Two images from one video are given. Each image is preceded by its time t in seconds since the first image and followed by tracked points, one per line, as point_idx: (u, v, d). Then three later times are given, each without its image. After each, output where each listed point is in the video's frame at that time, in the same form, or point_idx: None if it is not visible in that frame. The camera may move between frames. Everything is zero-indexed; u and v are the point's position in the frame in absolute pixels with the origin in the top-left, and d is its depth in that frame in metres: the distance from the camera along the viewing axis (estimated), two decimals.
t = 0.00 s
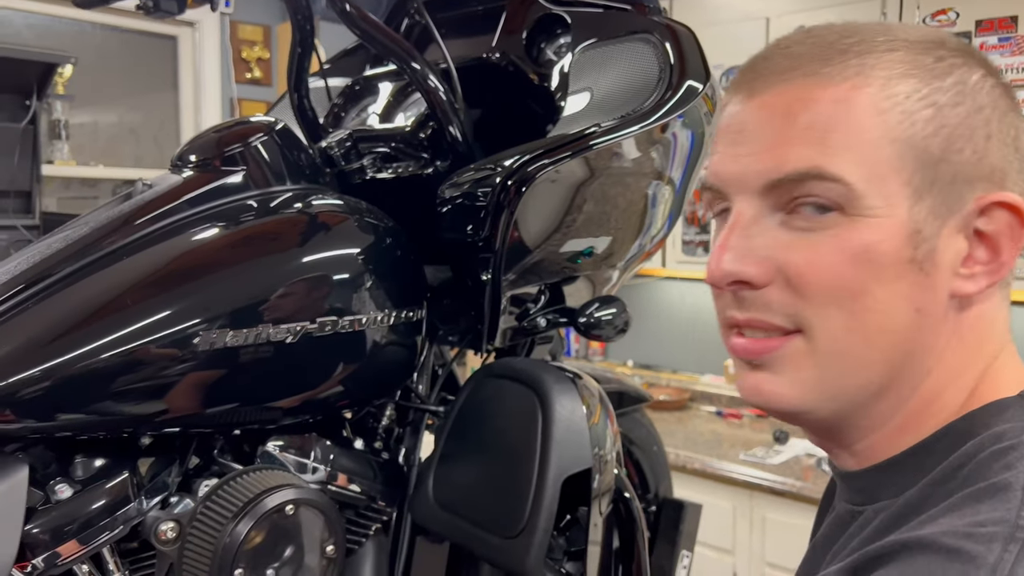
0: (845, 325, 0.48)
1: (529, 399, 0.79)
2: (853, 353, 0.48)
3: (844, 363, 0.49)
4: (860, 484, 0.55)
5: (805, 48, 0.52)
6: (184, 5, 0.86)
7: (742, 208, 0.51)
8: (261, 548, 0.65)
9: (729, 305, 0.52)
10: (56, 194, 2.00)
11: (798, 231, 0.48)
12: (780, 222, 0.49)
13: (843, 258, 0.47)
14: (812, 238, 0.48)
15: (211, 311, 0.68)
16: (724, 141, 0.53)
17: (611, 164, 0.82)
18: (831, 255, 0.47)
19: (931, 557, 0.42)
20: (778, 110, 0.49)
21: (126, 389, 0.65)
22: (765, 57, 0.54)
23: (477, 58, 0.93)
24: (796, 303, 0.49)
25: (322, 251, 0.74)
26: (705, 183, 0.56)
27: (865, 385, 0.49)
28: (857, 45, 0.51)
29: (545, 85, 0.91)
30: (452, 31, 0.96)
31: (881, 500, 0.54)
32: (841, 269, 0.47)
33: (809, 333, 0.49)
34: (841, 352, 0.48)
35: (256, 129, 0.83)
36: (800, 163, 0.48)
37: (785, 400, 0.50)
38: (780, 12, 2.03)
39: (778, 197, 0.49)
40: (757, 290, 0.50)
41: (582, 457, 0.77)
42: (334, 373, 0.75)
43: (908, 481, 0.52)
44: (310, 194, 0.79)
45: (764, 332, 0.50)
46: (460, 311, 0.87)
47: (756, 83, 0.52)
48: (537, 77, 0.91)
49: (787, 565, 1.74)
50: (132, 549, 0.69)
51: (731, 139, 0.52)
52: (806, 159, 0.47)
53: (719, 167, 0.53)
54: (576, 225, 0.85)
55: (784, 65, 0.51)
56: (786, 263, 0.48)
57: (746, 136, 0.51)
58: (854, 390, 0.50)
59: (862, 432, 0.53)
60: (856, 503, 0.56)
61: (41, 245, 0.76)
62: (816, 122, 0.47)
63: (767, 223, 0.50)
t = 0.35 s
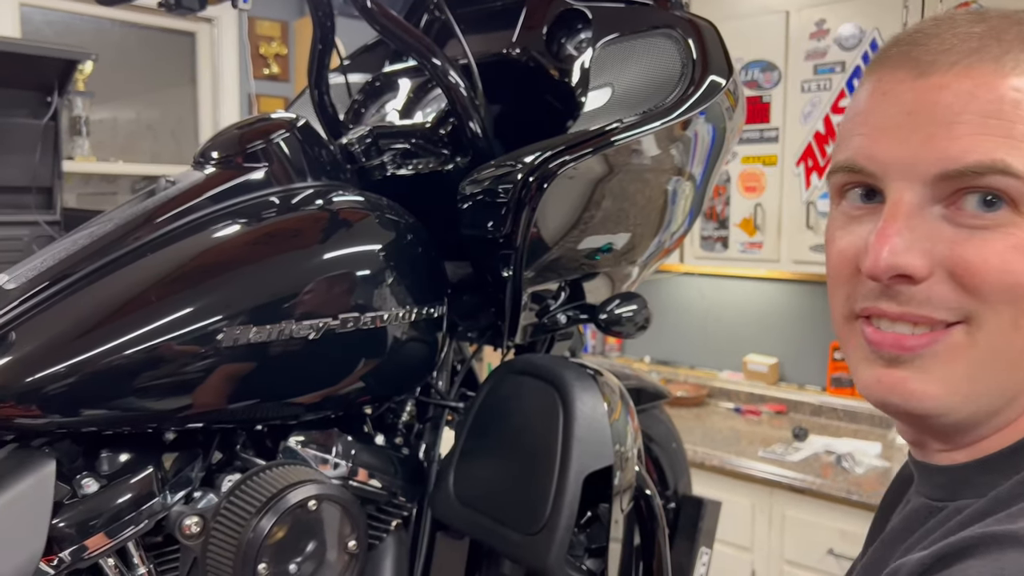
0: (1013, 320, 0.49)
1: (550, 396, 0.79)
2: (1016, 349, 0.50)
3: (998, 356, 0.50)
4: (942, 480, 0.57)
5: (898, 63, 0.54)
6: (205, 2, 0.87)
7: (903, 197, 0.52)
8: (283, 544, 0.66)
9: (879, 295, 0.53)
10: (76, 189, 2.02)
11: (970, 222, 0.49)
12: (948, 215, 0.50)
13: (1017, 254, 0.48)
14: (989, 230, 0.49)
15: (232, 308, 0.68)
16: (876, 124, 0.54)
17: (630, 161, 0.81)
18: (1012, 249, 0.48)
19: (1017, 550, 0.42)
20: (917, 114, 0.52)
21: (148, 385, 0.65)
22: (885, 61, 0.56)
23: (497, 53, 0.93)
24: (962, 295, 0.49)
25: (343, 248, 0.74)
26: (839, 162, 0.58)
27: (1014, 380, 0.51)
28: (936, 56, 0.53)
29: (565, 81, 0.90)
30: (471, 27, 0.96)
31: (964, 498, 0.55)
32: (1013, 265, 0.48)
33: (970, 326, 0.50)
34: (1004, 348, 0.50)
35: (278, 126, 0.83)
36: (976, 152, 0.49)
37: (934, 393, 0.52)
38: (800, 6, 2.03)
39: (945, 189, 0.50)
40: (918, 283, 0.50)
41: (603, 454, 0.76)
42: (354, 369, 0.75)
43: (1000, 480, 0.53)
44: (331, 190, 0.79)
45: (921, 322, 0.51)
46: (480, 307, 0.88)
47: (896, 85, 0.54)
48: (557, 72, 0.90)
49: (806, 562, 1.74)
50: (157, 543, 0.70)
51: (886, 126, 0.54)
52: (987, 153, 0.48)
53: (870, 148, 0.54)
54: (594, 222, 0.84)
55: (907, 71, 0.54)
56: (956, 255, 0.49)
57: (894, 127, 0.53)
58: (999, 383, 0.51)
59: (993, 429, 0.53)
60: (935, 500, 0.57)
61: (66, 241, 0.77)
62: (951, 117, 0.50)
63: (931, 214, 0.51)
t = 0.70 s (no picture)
0: (977, 345, 0.48)
1: (558, 394, 0.79)
2: (984, 374, 0.48)
3: (970, 381, 0.49)
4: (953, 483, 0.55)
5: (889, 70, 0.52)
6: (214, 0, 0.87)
7: (864, 227, 0.51)
8: (291, 540, 0.66)
9: (845, 323, 0.53)
10: (86, 187, 2.03)
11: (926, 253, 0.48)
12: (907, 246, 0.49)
13: (971, 279, 0.47)
14: (949, 261, 0.47)
15: (241, 305, 0.68)
16: (839, 151, 0.53)
17: (638, 159, 0.81)
18: (968, 279, 0.47)
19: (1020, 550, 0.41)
20: (897, 129, 0.50)
21: (158, 382, 0.65)
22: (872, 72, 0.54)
23: (506, 51, 0.93)
24: (924, 323, 0.49)
25: (351, 246, 0.74)
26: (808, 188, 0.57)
27: (995, 402, 0.49)
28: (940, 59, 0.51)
29: (572, 78, 0.90)
30: (478, 24, 0.96)
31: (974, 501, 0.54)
32: (969, 291, 0.47)
33: (933, 352, 0.49)
34: (970, 372, 0.48)
35: (286, 123, 0.83)
36: (941, 181, 0.47)
37: (908, 415, 0.51)
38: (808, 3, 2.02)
39: (902, 219, 0.49)
40: (879, 311, 0.50)
41: (611, 452, 0.76)
42: (363, 367, 0.75)
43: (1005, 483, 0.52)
44: (339, 188, 0.79)
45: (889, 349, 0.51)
46: (488, 305, 0.88)
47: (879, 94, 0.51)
48: (565, 70, 0.90)
49: (814, 561, 1.74)
50: (166, 540, 0.70)
51: (858, 146, 0.52)
52: (939, 180, 0.47)
53: (833, 176, 0.53)
54: (602, 220, 0.84)
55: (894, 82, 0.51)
56: (910, 284, 0.49)
57: (866, 148, 0.51)
58: (979, 406, 0.49)
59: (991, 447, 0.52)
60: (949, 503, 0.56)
61: (76, 239, 0.77)
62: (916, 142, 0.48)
63: (886, 245, 0.50)
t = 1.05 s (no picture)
0: (783, 346, 0.53)
1: (555, 392, 0.79)
2: (805, 373, 0.53)
3: (801, 380, 0.53)
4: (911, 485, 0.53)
5: (799, 79, 0.53)
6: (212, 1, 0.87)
7: (718, 251, 0.57)
8: (290, 540, 0.67)
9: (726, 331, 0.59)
10: (86, 187, 2.03)
11: (751, 271, 0.54)
12: (739, 265, 0.55)
13: (766, 292, 0.53)
14: (749, 275, 0.54)
15: (241, 305, 0.68)
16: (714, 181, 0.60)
17: (636, 160, 0.82)
18: (758, 290, 0.53)
19: (987, 561, 0.41)
20: (747, 157, 0.53)
21: (157, 383, 0.66)
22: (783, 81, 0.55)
23: (504, 52, 0.93)
24: (753, 331, 0.55)
25: (351, 246, 0.75)
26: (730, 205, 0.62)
27: (842, 402, 0.53)
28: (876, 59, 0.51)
29: (570, 79, 0.90)
30: (475, 26, 0.97)
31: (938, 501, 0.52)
32: (767, 301, 0.53)
33: (764, 355, 0.55)
34: (791, 372, 0.54)
35: (284, 125, 0.84)
36: (732, 215, 0.54)
37: (772, 413, 0.56)
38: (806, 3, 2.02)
39: (730, 242, 0.55)
40: (733, 321, 0.56)
41: (609, 451, 0.77)
42: (362, 367, 0.76)
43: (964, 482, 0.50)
44: (337, 189, 0.79)
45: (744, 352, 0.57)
46: (485, 305, 0.88)
47: (751, 122, 0.53)
48: (563, 70, 0.90)
49: (812, 559, 1.73)
50: (164, 540, 0.70)
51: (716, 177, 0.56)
52: (732, 213, 0.54)
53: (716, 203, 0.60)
54: (600, 220, 0.84)
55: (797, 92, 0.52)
56: (739, 297, 0.55)
57: (732, 172, 0.54)
58: (828, 405, 0.53)
59: (875, 446, 0.54)
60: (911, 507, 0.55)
61: (74, 240, 0.78)
62: (760, 168, 0.52)
63: (732, 264, 0.56)
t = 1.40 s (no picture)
0: (783, 342, 0.56)
1: (543, 391, 0.79)
2: (804, 366, 0.55)
3: (801, 374, 0.55)
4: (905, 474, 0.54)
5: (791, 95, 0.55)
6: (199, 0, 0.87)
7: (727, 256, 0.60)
8: (276, 541, 0.66)
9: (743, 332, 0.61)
10: (76, 187, 2.02)
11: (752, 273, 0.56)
12: (744, 269, 0.57)
13: (765, 291, 0.55)
14: (750, 277, 0.56)
15: (228, 305, 0.68)
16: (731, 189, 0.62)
17: (625, 159, 0.81)
18: (758, 290, 0.56)
19: (967, 541, 0.42)
20: (747, 164, 0.56)
21: (144, 383, 0.65)
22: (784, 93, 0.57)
23: (492, 52, 0.93)
24: (758, 328, 0.57)
25: (338, 246, 0.74)
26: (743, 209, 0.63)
27: (841, 394, 0.54)
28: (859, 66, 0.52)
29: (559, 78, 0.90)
30: (464, 26, 0.97)
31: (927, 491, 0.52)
32: (765, 301, 0.55)
33: (770, 351, 0.57)
34: (794, 367, 0.56)
35: (272, 124, 0.83)
36: (734, 219, 0.56)
37: (782, 407, 0.59)
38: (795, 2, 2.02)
39: (735, 247, 0.58)
40: (743, 322, 0.59)
41: (597, 451, 0.77)
42: (349, 367, 0.75)
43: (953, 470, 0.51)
44: (325, 189, 0.79)
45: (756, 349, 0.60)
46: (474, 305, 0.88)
47: (754, 131, 0.56)
48: (550, 70, 0.91)
49: (802, 556, 1.74)
50: (150, 542, 0.70)
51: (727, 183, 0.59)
52: (733, 218, 0.57)
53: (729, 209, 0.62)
54: (590, 220, 0.84)
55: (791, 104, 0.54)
56: (744, 298, 0.57)
57: (737, 176, 0.56)
58: (829, 398, 0.55)
59: (881, 437, 0.55)
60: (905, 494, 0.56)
61: (58, 241, 0.77)
62: (754, 173, 0.55)
63: (738, 267, 0.58)
